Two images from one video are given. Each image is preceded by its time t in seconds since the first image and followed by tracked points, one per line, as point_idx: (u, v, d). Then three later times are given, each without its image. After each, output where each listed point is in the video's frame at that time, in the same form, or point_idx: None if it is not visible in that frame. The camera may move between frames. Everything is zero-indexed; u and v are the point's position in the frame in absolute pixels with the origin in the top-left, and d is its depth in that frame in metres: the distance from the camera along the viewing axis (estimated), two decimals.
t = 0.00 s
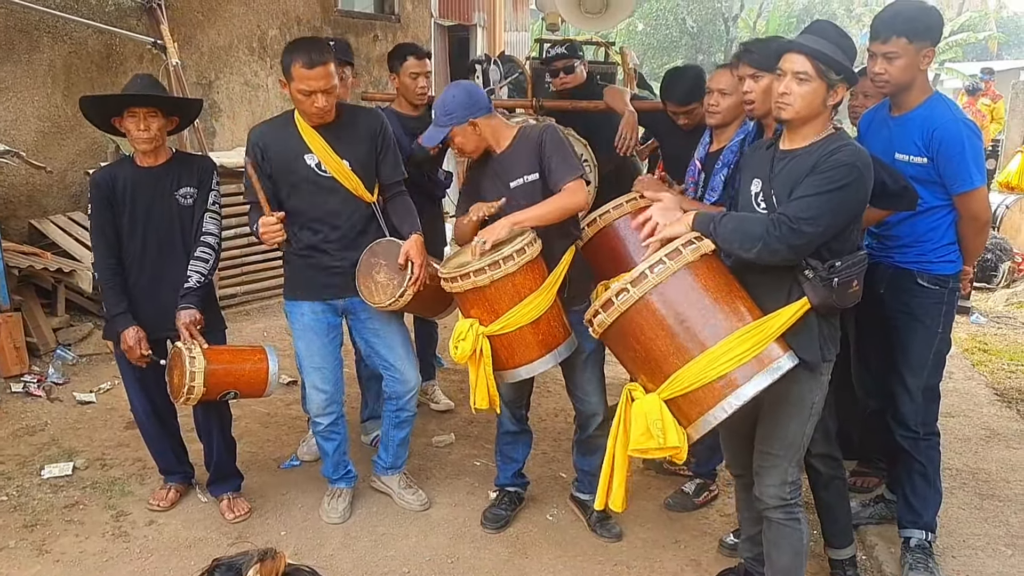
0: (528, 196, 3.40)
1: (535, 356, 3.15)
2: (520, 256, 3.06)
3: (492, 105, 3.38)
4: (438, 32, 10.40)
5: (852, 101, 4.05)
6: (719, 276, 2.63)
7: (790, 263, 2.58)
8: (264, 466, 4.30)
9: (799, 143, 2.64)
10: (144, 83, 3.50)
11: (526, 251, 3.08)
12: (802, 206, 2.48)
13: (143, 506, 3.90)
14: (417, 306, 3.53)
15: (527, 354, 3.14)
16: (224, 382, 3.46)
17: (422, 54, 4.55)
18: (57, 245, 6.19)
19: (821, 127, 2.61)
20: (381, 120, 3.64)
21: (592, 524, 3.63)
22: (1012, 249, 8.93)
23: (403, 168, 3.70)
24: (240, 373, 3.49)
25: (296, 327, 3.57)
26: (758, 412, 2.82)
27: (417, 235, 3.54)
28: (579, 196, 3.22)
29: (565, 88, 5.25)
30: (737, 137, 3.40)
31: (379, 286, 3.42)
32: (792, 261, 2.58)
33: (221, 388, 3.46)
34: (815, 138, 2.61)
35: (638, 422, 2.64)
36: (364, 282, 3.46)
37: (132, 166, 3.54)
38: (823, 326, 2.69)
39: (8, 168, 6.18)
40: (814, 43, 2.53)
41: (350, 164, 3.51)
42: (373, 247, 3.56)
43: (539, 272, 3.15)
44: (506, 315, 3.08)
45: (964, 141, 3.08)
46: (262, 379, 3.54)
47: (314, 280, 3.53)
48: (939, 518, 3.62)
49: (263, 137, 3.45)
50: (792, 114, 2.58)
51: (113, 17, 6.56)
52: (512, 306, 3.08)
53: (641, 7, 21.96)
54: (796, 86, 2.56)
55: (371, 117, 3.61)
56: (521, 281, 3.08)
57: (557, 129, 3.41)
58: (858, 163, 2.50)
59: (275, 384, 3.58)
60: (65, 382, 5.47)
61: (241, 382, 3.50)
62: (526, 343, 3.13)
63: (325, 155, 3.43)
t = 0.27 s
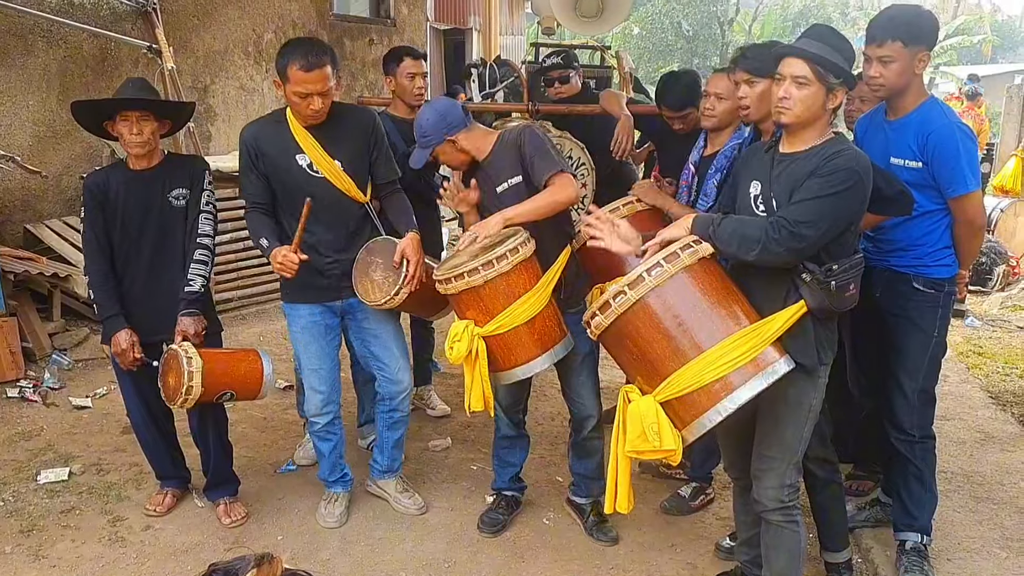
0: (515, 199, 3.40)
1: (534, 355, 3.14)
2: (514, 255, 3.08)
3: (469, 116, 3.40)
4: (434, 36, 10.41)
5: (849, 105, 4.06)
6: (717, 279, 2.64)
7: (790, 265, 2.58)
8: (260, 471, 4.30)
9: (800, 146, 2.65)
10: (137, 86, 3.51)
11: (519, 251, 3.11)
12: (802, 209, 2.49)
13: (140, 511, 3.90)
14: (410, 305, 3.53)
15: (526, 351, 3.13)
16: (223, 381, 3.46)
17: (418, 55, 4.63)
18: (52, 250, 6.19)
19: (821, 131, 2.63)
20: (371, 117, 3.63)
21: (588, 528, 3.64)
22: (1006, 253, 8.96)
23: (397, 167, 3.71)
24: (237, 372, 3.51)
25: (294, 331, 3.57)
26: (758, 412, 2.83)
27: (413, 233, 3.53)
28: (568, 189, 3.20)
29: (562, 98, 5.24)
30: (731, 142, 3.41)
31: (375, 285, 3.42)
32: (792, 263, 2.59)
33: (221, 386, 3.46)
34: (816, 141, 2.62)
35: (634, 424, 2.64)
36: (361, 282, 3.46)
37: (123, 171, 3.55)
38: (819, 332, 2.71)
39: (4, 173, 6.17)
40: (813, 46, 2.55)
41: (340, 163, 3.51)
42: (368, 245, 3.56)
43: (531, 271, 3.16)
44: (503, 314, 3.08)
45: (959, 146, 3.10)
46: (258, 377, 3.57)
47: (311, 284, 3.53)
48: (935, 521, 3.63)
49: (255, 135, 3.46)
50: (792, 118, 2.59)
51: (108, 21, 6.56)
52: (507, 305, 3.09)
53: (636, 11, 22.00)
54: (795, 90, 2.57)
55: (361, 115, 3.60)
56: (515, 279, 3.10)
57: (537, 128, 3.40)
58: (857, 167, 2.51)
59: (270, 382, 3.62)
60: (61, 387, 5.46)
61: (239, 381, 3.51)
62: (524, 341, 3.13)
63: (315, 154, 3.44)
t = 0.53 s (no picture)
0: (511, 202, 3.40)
1: (526, 358, 3.14)
2: (506, 259, 3.07)
3: (469, 115, 3.41)
4: (428, 40, 10.42)
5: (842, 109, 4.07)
6: (714, 284, 2.64)
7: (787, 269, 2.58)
8: (255, 475, 4.29)
9: (791, 152, 2.65)
10: (129, 93, 3.50)
11: (512, 254, 3.09)
12: (797, 214, 2.50)
13: (135, 516, 3.89)
14: (405, 312, 3.52)
15: (518, 356, 3.13)
16: (215, 385, 3.45)
17: (410, 62, 4.62)
18: (47, 255, 6.18)
19: (811, 137, 2.63)
20: (366, 123, 3.65)
21: (583, 532, 3.63)
22: (1000, 255, 8.97)
23: (389, 172, 3.72)
24: (230, 376, 3.49)
25: (285, 337, 3.57)
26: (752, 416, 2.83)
27: (406, 237, 3.54)
28: (557, 197, 3.23)
29: (557, 98, 5.27)
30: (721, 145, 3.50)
31: (369, 289, 3.42)
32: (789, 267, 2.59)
33: (213, 390, 3.44)
34: (806, 147, 2.62)
35: (630, 429, 2.63)
36: (355, 287, 3.45)
37: (116, 177, 3.54)
38: (816, 337, 2.70)
39: None
40: (800, 52, 2.55)
41: (338, 167, 3.51)
42: (362, 249, 3.56)
43: (524, 275, 3.16)
44: (494, 318, 3.08)
45: (954, 149, 3.11)
46: (252, 383, 3.55)
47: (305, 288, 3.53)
48: (930, 524, 3.62)
49: (254, 142, 3.45)
50: (781, 124, 2.59)
51: (102, 26, 6.56)
52: (501, 309, 3.09)
53: (631, 15, 22.04)
54: (784, 96, 2.58)
55: (356, 121, 3.62)
56: (507, 284, 3.09)
57: (536, 136, 3.42)
58: (851, 171, 2.52)
59: (264, 387, 3.59)
60: (55, 392, 5.44)
61: (232, 385, 3.50)
62: (514, 345, 3.12)
63: (313, 158, 3.44)
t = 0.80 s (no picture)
0: (513, 206, 3.40)
1: (519, 361, 3.13)
2: (503, 261, 3.07)
3: (475, 116, 3.40)
4: (421, 45, 10.41)
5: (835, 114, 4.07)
6: (705, 288, 2.63)
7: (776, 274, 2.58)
8: (248, 481, 4.27)
9: (784, 157, 2.65)
10: (121, 100, 3.48)
11: (508, 257, 3.09)
12: (787, 217, 2.49)
13: (127, 522, 3.86)
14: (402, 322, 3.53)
15: (511, 359, 3.12)
16: (200, 395, 3.42)
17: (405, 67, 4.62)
18: (39, 260, 6.16)
19: (805, 142, 2.62)
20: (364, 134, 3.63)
21: (577, 538, 3.62)
22: (995, 258, 8.98)
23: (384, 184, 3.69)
24: (217, 387, 3.46)
25: (279, 343, 3.55)
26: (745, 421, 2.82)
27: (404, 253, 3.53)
28: (553, 202, 3.20)
29: (546, 109, 5.21)
30: (714, 150, 3.52)
31: (364, 302, 3.43)
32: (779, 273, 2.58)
33: (198, 400, 3.42)
34: (800, 152, 2.62)
35: (620, 431, 2.62)
36: (349, 297, 3.47)
37: (108, 184, 3.52)
38: (809, 342, 2.69)
39: None
40: (795, 56, 2.55)
41: (335, 179, 3.50)
42: (358, 261, 3.56)
43: (520, 280, 3.15)
44: (490, 320, 3.07)
45: (948, 153, 3.10)
46: (240, 397, 3.50)
47: (297, 292, 3.52)
48: (926, 528, 3.61)
49: (248, 154, 3.45)
50: (776, 128, 2.59)
51: (93, 31, 6.55)
52: (495, 312, 3.07)
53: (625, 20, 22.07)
54: (778, 100, 2.57)
55: (353, 132, 3.61)
56: (503, 286, 3.08)
57: (539, 141, 3.41)
58: (843, 175, 2.51)
59: (252, 403, 3.54)
60: (48, 398, 5.42)
61: (219, 396, 3.47)
62: (509, 349, 3.11)
63: (312, 171, 3.43)
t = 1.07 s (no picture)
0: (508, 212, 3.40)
1: (516, 366, 3.11)
2: (500, 265, 3.06)
3: (469, 122, 3.38)
4: (413, 50, 10.41)
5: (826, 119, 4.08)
6: (699, 292, 2.63)
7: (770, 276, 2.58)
8: (240, 490, 4.24)
9: (779, 160, 2.65)
10: (111, 104, 3.47)
11: (506, 261, 3.08)
12: (779, 221, 2.50)
13: (118, 532, 3.83)
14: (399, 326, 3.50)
15: (507, 364, 3.10)
16: (187, 403, 3.40)
17: (399, 76, 4.76)
18: (29, 268, 6.12)
19: (799, 145, 2.63)
20: (362, 137, 3.62)
21: (571, 544, 3.61)
22: (985, 262, 9.02)
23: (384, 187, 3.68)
24: (203, 395, 3.43)
25: (275, 350, 3.54)
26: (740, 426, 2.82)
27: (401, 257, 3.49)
28: (557, 208, 3.22)
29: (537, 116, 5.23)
30: (704, 156, 3.53)
31: (361, 307, 3.40)
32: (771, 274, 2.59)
33: (184, 408, 3.39)
34: (794, 155, 2.62)
35: (614, 436, 2.64)
36: (346, 303, 3.43)
37: (97, 189, 3.51)
38: (802, 345, 2.69)
39: None
40: (788, 60, 2.55)
41: (332, 182, 3.48)
42: (356, 265, 3.52)
43: (515, 285, 3.14)
44: (486, 324, 3.06)
45: (937, 158, 3.12)
46: (227, 405, 3.47)
47: (291, 298, 3.50)
48: (919, 532, 3.62)
49: (244, 152, 3.45)
50: (770, 132, 2.59)
51: (84, 37, 6.52)
52: (491, 317, 3.06)
53: (617, 25, 22.14)
54: (773, 104, 2.58)
55: (351, 135, 3.59)
56: (500, 291, 3.07)
57: (536, 146, 3.41)
58: (835, 178, 2.52)
59: (240, 412, 3.51)
60: (37, 407, 5.38)
61: (205, 405, 3.44)
62: (505, 353, 3.10)
63: (307, 172, 3.42)
